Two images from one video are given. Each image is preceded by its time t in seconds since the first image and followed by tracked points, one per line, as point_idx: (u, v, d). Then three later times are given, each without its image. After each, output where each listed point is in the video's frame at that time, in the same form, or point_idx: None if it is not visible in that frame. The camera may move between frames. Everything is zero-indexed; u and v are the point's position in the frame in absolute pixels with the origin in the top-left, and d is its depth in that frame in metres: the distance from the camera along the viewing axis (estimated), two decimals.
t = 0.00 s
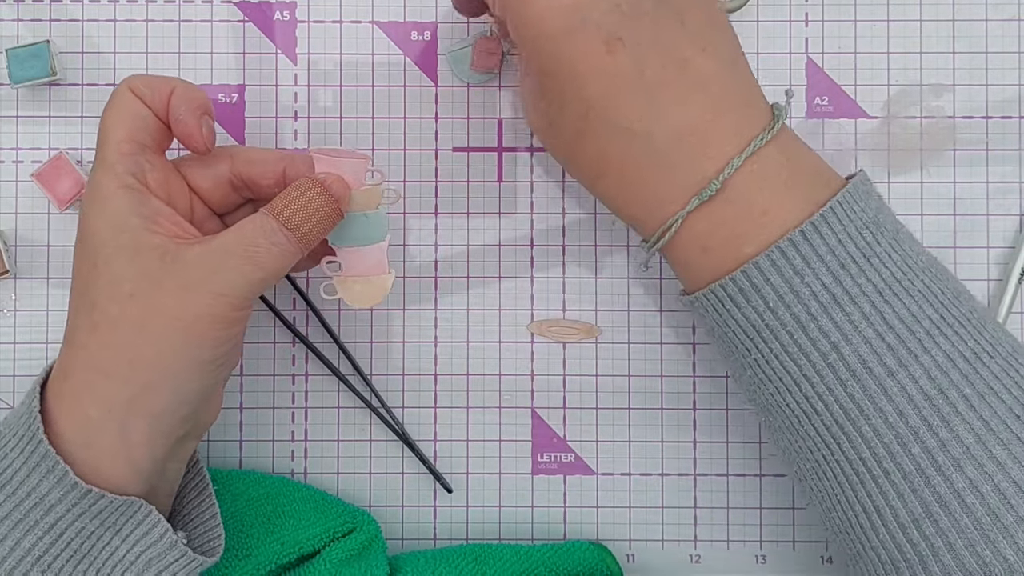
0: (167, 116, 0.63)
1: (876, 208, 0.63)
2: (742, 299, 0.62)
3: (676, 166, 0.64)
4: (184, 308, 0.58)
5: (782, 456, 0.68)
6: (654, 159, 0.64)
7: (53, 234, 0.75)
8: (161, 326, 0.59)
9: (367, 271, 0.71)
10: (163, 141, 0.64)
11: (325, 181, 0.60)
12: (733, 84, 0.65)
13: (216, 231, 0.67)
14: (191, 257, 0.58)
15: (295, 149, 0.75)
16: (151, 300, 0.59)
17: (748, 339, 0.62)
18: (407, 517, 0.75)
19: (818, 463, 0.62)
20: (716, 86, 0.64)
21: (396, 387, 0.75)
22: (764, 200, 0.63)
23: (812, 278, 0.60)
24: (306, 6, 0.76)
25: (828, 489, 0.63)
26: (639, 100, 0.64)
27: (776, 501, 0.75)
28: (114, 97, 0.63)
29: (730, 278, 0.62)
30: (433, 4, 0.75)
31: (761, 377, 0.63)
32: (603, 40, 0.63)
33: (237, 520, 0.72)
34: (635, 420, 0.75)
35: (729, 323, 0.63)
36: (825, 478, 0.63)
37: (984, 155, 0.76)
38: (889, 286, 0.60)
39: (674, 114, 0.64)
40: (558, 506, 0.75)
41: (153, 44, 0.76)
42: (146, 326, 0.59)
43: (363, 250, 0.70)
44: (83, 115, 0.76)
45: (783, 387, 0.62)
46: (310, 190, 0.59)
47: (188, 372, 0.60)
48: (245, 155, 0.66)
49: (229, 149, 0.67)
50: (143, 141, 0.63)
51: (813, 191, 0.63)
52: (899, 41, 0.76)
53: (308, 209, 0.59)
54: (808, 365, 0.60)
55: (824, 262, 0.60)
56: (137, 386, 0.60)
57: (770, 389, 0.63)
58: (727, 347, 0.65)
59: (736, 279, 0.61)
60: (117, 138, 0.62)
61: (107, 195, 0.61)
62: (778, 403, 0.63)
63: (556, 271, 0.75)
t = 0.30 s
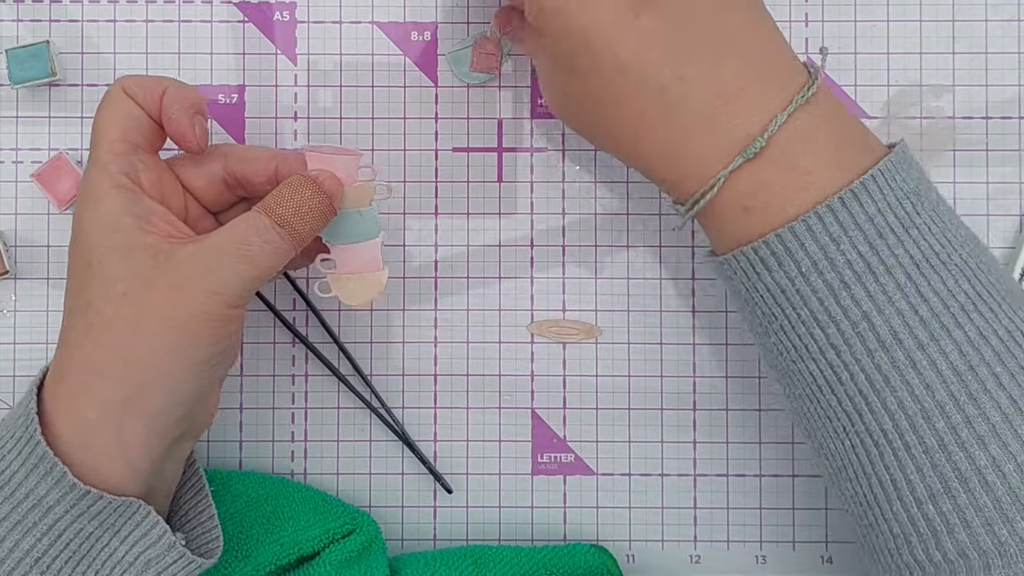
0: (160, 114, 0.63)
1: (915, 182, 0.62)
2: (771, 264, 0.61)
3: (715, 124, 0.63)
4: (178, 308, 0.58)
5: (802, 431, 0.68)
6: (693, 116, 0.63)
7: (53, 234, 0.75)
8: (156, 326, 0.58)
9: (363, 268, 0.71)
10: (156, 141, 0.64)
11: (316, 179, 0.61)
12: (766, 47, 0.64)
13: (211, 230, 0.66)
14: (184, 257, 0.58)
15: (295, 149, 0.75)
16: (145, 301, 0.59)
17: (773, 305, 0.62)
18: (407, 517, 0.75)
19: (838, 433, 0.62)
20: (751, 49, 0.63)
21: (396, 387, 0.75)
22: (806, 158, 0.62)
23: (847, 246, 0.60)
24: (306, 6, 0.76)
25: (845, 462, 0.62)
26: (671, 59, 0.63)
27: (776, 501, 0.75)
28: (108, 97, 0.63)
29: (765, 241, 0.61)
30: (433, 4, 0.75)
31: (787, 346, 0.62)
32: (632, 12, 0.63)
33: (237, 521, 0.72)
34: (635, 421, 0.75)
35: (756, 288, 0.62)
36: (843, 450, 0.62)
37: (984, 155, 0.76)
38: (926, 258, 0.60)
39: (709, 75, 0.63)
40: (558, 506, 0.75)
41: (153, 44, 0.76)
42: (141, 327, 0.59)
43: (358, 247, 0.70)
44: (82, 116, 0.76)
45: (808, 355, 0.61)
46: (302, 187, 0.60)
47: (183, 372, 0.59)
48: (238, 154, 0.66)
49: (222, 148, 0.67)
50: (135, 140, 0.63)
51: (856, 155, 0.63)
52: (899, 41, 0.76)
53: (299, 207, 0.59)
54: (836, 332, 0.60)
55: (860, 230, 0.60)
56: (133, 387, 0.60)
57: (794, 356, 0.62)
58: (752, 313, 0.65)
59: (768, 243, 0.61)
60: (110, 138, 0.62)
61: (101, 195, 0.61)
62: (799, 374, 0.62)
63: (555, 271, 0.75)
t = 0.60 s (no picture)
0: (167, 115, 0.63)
1: (902, 199, 0.62)
2: (766, 285, 0.61)
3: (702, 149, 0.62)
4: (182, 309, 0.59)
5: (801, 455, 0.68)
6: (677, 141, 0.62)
7: (53, 234, 0.75)
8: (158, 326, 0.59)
9: (367, 271, 0.71)
10: (162, 141, 0.64)
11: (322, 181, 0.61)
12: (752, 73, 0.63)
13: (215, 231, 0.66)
14: (188, 257, 0.59)
15: (295, 149, 0.75)
16: (148, 301, 0.59)
17: (768, 326, 0.62)
18: (407, 517, 0.75)
19: (833, 454, 0.62)
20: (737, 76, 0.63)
21: (396, 387, 0.75)
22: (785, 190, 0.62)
23: (839, 264, 0.60)
24: (306, 6, 0.76)
25: (839, 483, 0.63)
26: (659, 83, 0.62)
27: (776, 501, 0.75)
28: (114, 97, 0.63)
29: (757, 263, 0.61)
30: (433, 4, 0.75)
31: (781, 366, 0.62)
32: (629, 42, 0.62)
33: (237, 521, 0.72)
34: (635, 421, 0.75)
35: (750, 310, 0.62)
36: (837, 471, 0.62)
37: (984, 155, 0.76)
38: (914, 276, 0.60)
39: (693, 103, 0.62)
40: (558, 506, 0.75)
41: (153, 44, 0.76)
42: (145, 327, 0.59)
43: (362, 250, 0.70)
44: (82, 116, 0.76)
45: (803, 375, 0.62)
46: (308, 188, 0.60)
47: (186, 372, 0.60)
48: (243, 155, 0.66)
49: (227, 149, 0.67)
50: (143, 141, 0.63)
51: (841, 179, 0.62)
52: (899, 41, 0.76)
53: (304, 209, 0.59)
54: (830, 353, 0.60)
55: (851, 250, 0.60)
56: (135, 386, 0.60)
57: (787, 377, 0.63)
58: (744, 334, 0.64)
59: (762, 264, 0.61)
60: (117, 138, 0.62)
61: (106, 195, 0.61)
62: (795, 392, 0.62)
63: (555, 271, 0.75)
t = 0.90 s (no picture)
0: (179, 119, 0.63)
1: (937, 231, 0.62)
2: (823, 317, 0.59)
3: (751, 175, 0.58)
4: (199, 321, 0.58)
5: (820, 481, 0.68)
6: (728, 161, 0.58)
7: (53, 234, 0.75)
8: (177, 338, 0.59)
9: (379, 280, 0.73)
10: (172, 145, 0.64)
11: (343, 194, 0.62)
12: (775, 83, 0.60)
13: (223, 236, 0.66)
14: (206, 269, 0.59)
15: (295, 149, 0.76)
16: (163, 309, 0.59)
17: (818, 361, 0.60)
18: (407, 517, 0.75)
19: (881, 490, 0.61)
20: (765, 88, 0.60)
21: (396, 387, 0.75)
22: (837, 224, 0.59)
23: (899, 296, 0.58)
24: (306, 6, 0.76)
25: (882, 518, 0.62)
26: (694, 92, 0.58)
27: (776, 501, 0.75)
28: (124, 98, 0.62)
29: (813, 295, 0.59)
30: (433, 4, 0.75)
31: (829, 401, 0.61)
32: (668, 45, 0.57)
33: (237, 520, 0.72)
34: (635, 421, 0.75)
35: (800, 344, 0.60)
36: (884, 508, 0.61)
37: (984, 155, 0.76)
38: (966, 308, 0.60)
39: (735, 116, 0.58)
40: (558, 506, 0.75)
41: (153, 44, 0.76)
42: (161, 336, 0.59)
43: (376, 259, 0.72)
44: (82, 115, 0.76)
45: (857, 413, 0.60)
46: (330, 202, 0.61)
47: (201, 381, 0.60)
48: (256, 162, 0.66)
49: (238, 154, 0.67)
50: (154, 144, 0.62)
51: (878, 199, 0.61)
52: (899, 41, 0.76)
53: (326, 221, 0.60)
54: (888, 387, 0.59)
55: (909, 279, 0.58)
56: (148, 394, 0.60)
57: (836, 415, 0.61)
58: (786, 371, 0.63)
59: (817, 296, 0.59)
60: (128, 140, 0.61)
61: (119, 200, 0.60)
62: (845, 431, 0.61)
63: (555, 271, 0.75)
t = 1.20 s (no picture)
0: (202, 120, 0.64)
1: (871, 209, 0.64)
2: (760, 284, 0.61)
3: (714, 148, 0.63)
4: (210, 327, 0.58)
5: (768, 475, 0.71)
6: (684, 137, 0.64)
7: (53, 234, 0.75)
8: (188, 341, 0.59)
9: (390, 293, 0.72)
10: (190, 149, 0.64)
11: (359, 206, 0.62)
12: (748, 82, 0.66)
13: (234, 241, 0.67)
14: (220, 273, 0.58)
15: (295, 149, 0.76)
16: (171, 313, 0.59)
17: (758, 328, 0.62)
18: (407, 517, 0.75)
19: (823, 456, 0.61)
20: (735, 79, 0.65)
21: (396, 388, 0.75)
22: (780, 207, 0.63)
23: (829, 262, 0.61)
24: (306, 6, 0.76)
25: (825, 491, 0.62)
26: (665, 69, 0.64)
27: (776, 502, 0.75)
28: (146, 99, 0.63)
29: (748, 262, 0.61)
30: (433, 4, 0.75)
31: (768, 370, 0.62)
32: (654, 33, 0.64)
33: (237, 521, 0.72)
34: (635, 421, 0.75)
35: (740, 312, 0.62)
36: (825, 480, 0.62)
37: (984, 155, 0.76)
38: (897, 277, 0.61)
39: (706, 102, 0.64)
40: (558, 507, 0.75)
41: (154, 44, 0.76)
42: (172, 339, 0.59)
43: (388, 272, 0.71)
44: (82, 116, 0.76)
45: (794, 378, 0.62)
46: (345, 214, 0.61)
47: (212, 385, 0.60)
48: (274, 169, 0.66)
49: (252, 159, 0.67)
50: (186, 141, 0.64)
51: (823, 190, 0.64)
52: (899, 41, 0.76)
53: (341, 233, 0.60)
54: (822, 351, 0.60)
55: (839, 247, 0.61)
56: (157, 396, 0.60)
57: (776, 382, 0.62)
58: (731, 343, 0.64)
59: (753, 265, 0.61)
60: (147, 144, 0.62)
61: (138, 202, 0.60)
62: (784, 398, 0.62)
63: (555, 272, 0.75)
